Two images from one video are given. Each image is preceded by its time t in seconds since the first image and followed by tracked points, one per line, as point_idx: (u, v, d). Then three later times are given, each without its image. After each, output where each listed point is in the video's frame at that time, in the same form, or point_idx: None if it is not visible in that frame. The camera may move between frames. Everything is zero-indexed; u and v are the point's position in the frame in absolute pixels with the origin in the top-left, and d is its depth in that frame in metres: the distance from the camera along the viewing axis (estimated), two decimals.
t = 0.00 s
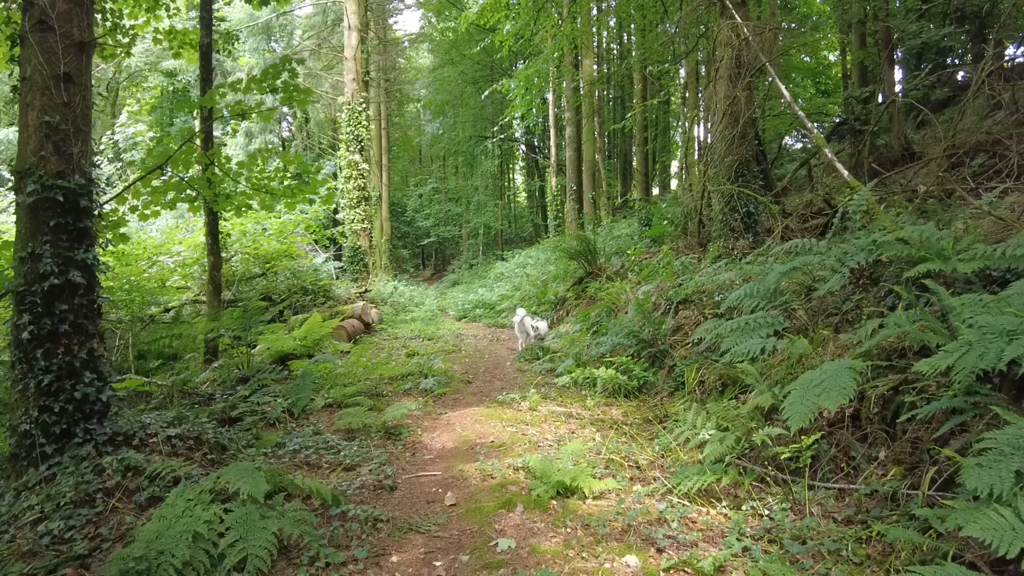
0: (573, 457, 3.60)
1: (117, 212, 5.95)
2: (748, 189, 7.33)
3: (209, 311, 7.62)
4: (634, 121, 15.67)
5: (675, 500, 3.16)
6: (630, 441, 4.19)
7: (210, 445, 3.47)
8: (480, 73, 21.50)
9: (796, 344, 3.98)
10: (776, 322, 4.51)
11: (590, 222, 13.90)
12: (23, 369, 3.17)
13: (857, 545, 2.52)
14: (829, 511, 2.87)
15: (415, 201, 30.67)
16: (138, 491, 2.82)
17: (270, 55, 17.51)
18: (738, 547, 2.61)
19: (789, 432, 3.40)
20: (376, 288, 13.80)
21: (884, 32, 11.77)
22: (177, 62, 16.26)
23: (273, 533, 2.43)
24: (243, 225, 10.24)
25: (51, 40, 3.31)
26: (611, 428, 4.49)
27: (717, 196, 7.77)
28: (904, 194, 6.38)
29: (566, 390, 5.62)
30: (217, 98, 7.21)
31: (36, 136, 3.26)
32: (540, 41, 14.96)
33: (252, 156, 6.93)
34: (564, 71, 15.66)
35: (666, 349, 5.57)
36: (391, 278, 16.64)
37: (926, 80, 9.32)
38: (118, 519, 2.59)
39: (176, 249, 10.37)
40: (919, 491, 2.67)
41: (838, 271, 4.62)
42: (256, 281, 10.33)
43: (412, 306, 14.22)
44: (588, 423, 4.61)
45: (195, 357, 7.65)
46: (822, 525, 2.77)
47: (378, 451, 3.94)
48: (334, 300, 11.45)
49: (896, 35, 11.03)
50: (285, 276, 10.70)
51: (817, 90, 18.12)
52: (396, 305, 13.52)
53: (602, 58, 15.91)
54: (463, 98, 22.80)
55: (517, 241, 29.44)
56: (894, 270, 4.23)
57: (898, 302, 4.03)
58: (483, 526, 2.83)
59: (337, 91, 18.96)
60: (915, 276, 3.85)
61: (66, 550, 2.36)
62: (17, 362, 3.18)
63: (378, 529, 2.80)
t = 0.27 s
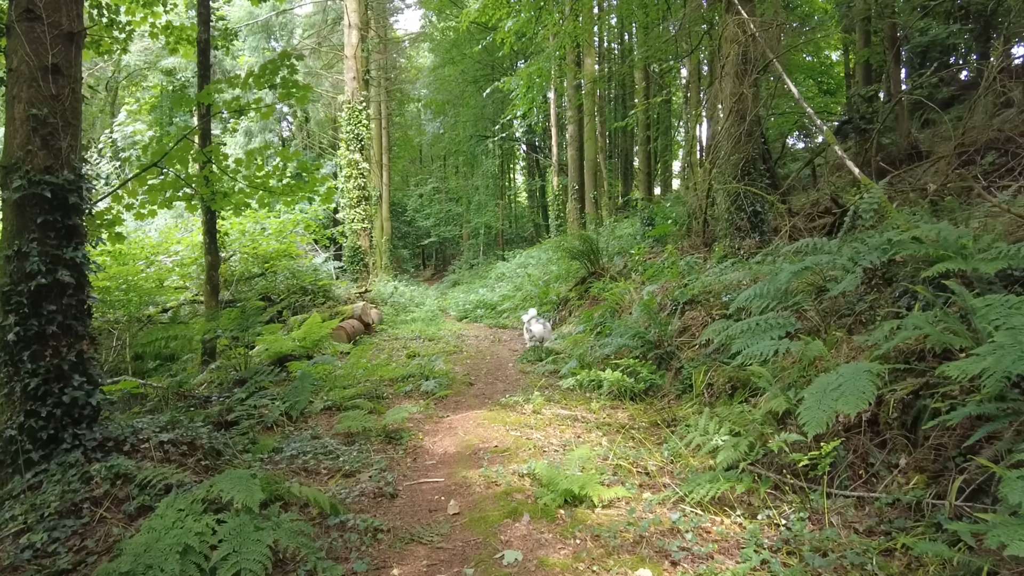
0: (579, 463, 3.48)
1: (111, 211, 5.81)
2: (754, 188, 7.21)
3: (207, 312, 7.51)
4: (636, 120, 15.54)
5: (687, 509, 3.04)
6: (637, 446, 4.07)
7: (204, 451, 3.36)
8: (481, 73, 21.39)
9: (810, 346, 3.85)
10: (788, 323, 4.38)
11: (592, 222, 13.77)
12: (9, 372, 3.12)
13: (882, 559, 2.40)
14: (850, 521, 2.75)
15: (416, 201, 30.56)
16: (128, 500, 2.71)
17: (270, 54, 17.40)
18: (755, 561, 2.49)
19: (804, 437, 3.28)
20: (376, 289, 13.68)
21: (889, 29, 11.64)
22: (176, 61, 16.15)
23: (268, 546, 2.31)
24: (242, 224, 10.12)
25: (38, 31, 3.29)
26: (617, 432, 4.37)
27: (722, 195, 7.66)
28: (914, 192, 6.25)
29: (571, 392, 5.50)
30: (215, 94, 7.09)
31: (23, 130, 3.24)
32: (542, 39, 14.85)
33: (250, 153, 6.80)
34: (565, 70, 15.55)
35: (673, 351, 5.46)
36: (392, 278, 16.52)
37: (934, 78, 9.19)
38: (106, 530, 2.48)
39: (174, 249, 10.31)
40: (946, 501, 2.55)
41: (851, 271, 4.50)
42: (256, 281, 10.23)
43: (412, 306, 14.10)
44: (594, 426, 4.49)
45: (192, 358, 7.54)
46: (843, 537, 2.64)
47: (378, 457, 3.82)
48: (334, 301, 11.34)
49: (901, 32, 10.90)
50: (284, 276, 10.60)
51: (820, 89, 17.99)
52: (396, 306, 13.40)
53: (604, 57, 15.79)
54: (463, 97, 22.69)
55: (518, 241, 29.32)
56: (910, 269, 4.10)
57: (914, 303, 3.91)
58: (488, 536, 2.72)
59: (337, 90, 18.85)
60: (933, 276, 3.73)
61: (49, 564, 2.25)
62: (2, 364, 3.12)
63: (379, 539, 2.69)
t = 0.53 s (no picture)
0: (589, 473, 3.36)
1: (108, 210, 5.68)
2: (762, 187, 7.08)
3: (205, 313, 7.39)
4: (639, 119, 15.41)
5: (703, 522, 2.92)
6: (648, 453, 3.95)
7: (200, 459, 3.24)
8: (482, 71, 21.27)
9: (827, 351, 3.72)
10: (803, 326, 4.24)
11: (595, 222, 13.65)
12: None
13: None
14: (875, 536, 2.62)
15: (416, 200, 30.44)
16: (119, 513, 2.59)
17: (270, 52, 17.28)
18: None
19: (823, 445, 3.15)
20: (377, 289, 13.56)
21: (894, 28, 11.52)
22: (175, 59, 16.02)
23: (265, 563, 2.18)
24: (241, 223, 10.00)
25: (27, 21, 3.23)
26: (626, 438, 4.25)
27: (729, 195, 7.54)
28: (926, 192, 6.13)
29: (577, 396, 5.37)
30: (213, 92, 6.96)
31: (11, 124, 3.17)
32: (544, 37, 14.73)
33: (249, 151, 6.66)
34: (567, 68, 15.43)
35: (681, 354, 5.33)
36: (392, 278, 16.41)
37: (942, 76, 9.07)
38: (94, 547, 2.36)
39: (173, 248, 10.17)
40: (978, 516, 2.42)
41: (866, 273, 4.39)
42: (255, 281, 10.13)
43: (413, 306, 13.98)
44: (602, 432, 4.37)
45: (190, 359, 7.42)
46: (869, 553, 2.52)
47: (380, 465, 3.70)
48: (335, 301, 11.21)
49: (908, 30, 10.77)
50: (284, 276, 10.50)
51: (824, 88, 17.87)
52: (397, 306, 13.29)
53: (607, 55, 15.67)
54: (464, 96, 22.57)
55: (519, 241, 29.20)
56: (929, 271, 3.98)
57: (934, 306, 3.79)
58: (496, 551, 2.60)
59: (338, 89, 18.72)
60: (955, 279, 3.61)
61: None
62: None
63: (382, 554, 2.57)
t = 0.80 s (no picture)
0: (594, 478, 3.27)
1: (103, 209, 5.58)
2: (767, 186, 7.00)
3: (202, 313, 7.28)
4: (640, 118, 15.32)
5: (712, 529, 2.83)
6: (653, 457, 3.88)
7: (193, 464, 3.16)
8: (482, 70, 21.17)
9: (837, 352, 3.64)
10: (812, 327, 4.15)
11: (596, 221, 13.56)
12: None
13: None
14: (891, 545, 2.53)
15: (416, 200, 30.35)
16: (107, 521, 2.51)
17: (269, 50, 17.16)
18: None
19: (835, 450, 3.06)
20: (376, 289, 13.47)
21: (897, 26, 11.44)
22: (173, 57, 15.91)
23: (258, 574, 2.09)
24: (239, 223, 9.90)
25: (15, 13, 3.19)
26: (631, 441, 4.17)
27: (733, 194, 7.45)
28: (933, 191, 6.04)
29: (579, 398, 5.28)
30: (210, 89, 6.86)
31: None
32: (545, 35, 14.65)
33: (247, 149, 6.56)
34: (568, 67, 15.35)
35: (685, 355, 5.25)
36: (392, 277, 16.31)
37: (947, 74, 8.98)
38: (81, 557, 2.27)
39: (170, 248, 10.03)
40: (1000, 526, 2.33)
41: (875, 273, 4.30)
42: (253, 281, 10.04)
43: (413, 306, 13.89)
44: (606, 435, 4.29)
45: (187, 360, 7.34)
46: (886, 563, 2.43)
47: (379, 470, 3.61)
48: (334, 301, 11.12)
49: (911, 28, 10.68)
50: (282, 275, 10.40)
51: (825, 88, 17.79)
52: (397, 306, 13.20)
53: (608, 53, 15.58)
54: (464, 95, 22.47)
55: (519, 241, 29.11)
56: (940, 271, 3.89)
57: (945, 307, 3.70)
58: (498, 561, 2.51)
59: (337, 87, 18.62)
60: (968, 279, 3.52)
61: None
62: None
63: (381, 564, 2.48)
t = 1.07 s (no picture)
0: (597, 482, 3.18)
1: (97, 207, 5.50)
2: (769, 184, 6.93)
3: (198, 314, 7.20)
4: (640, 117, 15.24)
5: (720, 535, 2.74)
6: (657, 461, 3.80)
7: (184, 469, 3.07)
8: (481, 70, 21.12)
9: (846, 352, 3.55)
10: (818, 326, 4.05)
11: (596, 221, 13.48)
12: None
13: None
14: (906, 552, 2.45)
15: (416, 200, 30.31)
16: (92, 528, 2.43)
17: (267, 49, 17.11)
18: None
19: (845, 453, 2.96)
20: (375, 289, 13.39)
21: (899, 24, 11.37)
22: (172, 56, 15.85)
23: None
24: (237, 222, 9.81)
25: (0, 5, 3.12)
26: (634, 444, 4.08)
27: (735, 192, 7.37)
28: (939, 189, 5.95)
29: (580, 399, 5.19)
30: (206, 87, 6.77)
31: None
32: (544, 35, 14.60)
33: (243, 147, 6.47)
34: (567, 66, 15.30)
35: (688, 356, 5.17)
36: (391, 278, 16.23)
37: (950, 72, 8.91)
38: (63, 567, 2.19)
39: (167, 248, 9.93)
40: (1020, 533, 2.24)
41: (882, 271, 4.22)
42: (251, 282, 10.01)
43: (412, 307, 13.81)
44: (609, 437, 4.21)
45: (184, 362, 7.25)
46: (901, 572, 2.34)
47: (376, 474, 3.52)
48: (332, 301, 11.02)
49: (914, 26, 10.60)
50: (280, 276, 10.32)
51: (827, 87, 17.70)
52: (396, 306, 13.11)
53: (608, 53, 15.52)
54: (464, 95, 22.44)
55: (519, 241, 29.04)
56: (950, 269, 3.81)
57: (956, 306, 3.61)
58: (498, 569, 2.42)
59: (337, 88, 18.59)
60: (981, 277, 3.43)
61: None
62: None
63: (377, 572, 2.39)
